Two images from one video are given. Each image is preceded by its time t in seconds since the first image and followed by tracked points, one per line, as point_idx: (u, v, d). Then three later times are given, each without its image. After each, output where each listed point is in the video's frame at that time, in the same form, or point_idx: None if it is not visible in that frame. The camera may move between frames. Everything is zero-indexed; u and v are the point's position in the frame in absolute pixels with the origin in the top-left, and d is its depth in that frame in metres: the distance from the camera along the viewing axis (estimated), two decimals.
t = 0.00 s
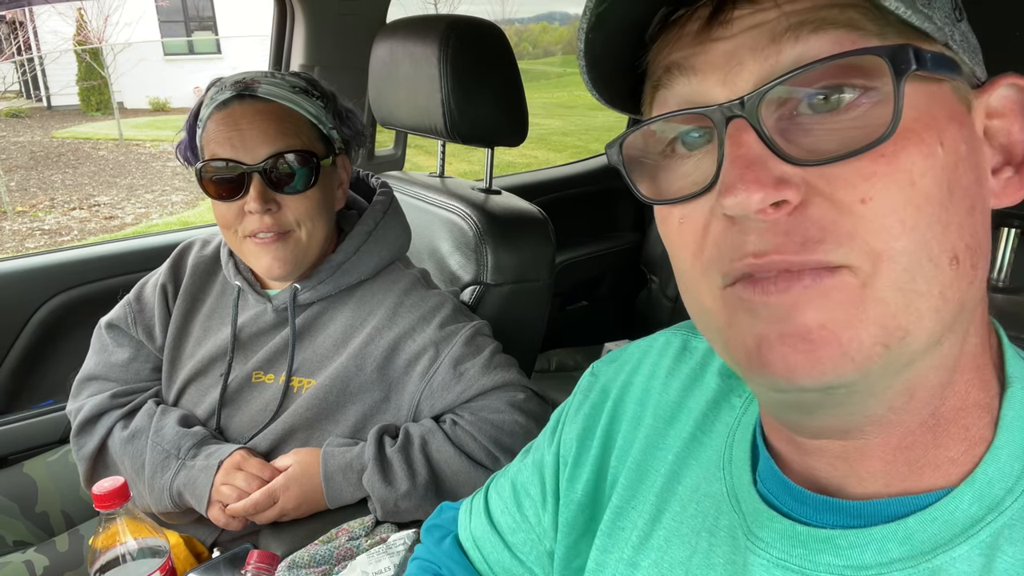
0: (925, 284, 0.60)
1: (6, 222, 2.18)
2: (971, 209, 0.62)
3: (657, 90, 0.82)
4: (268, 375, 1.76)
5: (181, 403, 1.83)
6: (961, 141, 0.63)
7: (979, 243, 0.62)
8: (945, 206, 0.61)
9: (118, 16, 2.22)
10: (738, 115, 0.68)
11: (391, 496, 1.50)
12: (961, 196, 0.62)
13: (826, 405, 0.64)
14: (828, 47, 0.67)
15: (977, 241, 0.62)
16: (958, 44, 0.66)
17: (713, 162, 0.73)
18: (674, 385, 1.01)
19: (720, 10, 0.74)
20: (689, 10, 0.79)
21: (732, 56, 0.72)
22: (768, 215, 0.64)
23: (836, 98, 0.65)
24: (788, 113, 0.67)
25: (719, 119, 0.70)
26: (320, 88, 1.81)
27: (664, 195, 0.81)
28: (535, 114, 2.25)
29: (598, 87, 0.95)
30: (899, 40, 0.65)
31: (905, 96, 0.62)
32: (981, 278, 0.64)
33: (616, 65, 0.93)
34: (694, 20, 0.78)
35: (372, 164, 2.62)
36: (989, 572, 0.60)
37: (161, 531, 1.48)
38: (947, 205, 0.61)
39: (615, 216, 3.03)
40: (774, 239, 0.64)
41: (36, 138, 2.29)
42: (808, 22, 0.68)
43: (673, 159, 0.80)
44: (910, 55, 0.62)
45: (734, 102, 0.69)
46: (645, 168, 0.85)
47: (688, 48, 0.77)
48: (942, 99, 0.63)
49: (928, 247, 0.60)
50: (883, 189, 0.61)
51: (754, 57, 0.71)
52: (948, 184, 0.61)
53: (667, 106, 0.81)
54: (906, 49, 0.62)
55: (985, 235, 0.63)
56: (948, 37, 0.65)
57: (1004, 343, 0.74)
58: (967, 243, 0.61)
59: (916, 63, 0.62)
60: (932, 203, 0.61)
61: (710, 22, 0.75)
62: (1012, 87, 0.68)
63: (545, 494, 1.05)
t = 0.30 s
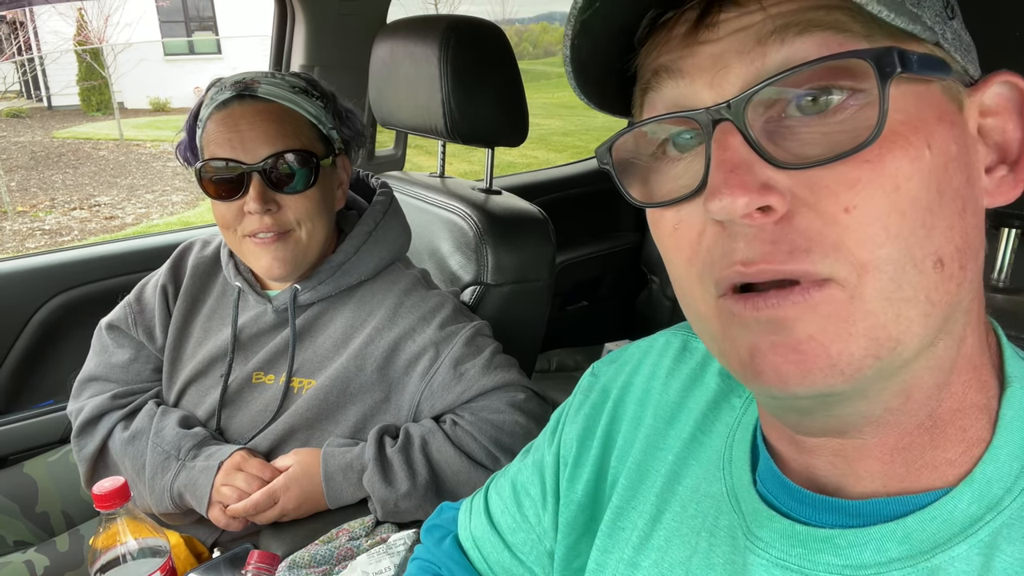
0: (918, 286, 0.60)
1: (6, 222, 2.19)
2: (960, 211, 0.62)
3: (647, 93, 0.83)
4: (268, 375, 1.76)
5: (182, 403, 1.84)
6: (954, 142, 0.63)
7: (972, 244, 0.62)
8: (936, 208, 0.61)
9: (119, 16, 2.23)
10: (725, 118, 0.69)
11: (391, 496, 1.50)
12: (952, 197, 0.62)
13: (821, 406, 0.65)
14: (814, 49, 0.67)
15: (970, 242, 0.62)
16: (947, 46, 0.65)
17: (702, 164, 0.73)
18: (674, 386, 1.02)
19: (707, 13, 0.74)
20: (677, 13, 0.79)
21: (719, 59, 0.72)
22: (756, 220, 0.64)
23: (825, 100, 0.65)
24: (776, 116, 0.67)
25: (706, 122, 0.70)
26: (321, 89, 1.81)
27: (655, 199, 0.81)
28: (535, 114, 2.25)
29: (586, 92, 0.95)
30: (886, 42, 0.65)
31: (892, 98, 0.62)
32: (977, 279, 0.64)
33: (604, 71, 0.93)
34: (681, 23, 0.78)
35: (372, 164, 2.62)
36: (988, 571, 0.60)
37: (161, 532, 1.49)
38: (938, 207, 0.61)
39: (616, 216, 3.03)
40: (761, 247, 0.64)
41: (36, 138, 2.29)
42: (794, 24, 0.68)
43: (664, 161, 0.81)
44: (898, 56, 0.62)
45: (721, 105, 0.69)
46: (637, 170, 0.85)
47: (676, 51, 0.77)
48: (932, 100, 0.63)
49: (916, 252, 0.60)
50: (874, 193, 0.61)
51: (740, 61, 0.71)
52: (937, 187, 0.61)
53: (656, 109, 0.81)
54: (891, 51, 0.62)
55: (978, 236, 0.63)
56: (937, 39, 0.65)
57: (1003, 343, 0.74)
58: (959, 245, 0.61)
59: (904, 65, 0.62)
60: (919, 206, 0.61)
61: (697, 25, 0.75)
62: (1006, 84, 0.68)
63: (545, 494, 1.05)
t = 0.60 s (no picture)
0: (921, 281, 0.60)
1: (6, 223, 2.19)
2: (963, 206, 0.62)
3: (652, 88, 0.83)
4: (268, 375, 1.76)
5: (181, 403, 1.84)
6: (958, 138, 0.63)
7: (973, 240, 0.62)
8: (939, 204, 0.61)
9: (119, 16, 2.23)
10: (729, 113, 0.69)
11: (391, 496, 1.50)
12: (955, 194, 0.61)
13: (822, 403, 0.65)
14: (818, 45, 0.67)
15: (971, 238, 0.62)
16: (951, 43, 0.65)
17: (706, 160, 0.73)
18: (675, 386, 1.01)
19: (710, 10, 0.74)
20: (680, 10, 0.79)
21: (723, 55, 0.72)
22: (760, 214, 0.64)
23: (828, 95, 0.65)
24: (780, 111, 0.67)
25: (710, 118, 0.70)
26: (322, 89, 1.81)
27: (659, 195, 0.81)
28: (536, 113, 2.25)
29: (592, 89, 0.95)
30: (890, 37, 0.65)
31: (897, 93, 0.62)
32: (978, 275, 0.64)
33: (609, 68, 0.93)
34: (685, 20, 0.78)
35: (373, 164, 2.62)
36: (989, 571, 0.60)
37: (161, 532, 1.48)
38: (942, 203, 0.61)
39: (616, 216, 3.03)
40: (764, 238, 0.64)
41: (37, 138, 2.29)
42: (798, 20, 0.68)
43: (668, 157, 0.81)
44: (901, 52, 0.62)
45: (725, 100, 0.69)
46: (640, 167, 0.85)
47: (680, 47, 0.77)
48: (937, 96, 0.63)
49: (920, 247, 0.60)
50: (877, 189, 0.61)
51: (745, 56, 0.71)
52: (941, 182, 0.61)
53: (661, 105, 0.81)
54: (895, 46, 0.62)
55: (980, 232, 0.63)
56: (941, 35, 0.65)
57: (1003, 342, 0.74)
58: (963, 240, 0.61)
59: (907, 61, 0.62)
60: (923, 202, 0.61)
61: (702, 21, 0.75)
62: (1010, 82, 0.68)
63: (546, 494, 1.05)
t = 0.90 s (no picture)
0: (921, 284, 0.60)
1: (6, 222, 2.18)
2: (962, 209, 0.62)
3: (649, 94, 0.83)
4: (268, 373, 1.76)
5: (182, 400, 1.83)
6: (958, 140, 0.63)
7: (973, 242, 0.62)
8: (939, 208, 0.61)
9: (119, 16, 2.24)
10: (727, 118, 0.68)
11: (391, 497, 1.50)
12: (954, 197, 0.61)
13: (821, 407, 0.65)
14: (815, 49, 0.67)
15: (970, 241, 0.62)
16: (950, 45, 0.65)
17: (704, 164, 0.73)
18: (676, 388, 1.01)
19: (708, 15, 0.74)
20: (678, 14, 0.79)
21: (721, 60, 0.72)
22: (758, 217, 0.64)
23: (826, 99, 0.65)
24: (777, 115, 0.67)
25: (708, 122, 0.70)
26: (331, 90, 1.81)
27: (657, 199, 0.81)
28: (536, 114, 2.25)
29: (590, 94, 0.95)
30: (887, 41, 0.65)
31: (893, 97, 0.62)
32: (978, 279, 0.64)
33: (607, 72, 0.93)
34: (683, 24, 0.78)
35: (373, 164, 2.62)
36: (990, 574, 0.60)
37: (161, 531, 1.48)
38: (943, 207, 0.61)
39: (616, 217, 3.03)
40: (763, 242, 0.64)
41: (37, 138, 2.29)
42: (796, 25, 0.68)
43: (667, 161, 0.81)
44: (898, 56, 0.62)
45: (722, 105, 0.68)
46: (639, 171, 0.85)
47: (677, 52, 0.77)
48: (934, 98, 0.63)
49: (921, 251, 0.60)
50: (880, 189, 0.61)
51: (741, 61, 0.71)
52: (939, 186, 0.61)
53: (659, 109, 0.81)
54: (892, 50, 0.62)
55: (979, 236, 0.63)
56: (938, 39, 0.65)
57: (1004, 344, 0.74)
58: (962, 243, 0.61)
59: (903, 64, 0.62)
60: (922, 205, 0.61)
61: (699, 26, 0.75)
62: (1008, 85, 0.68)
63: (546, 496, 1.05)
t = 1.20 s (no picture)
0: (920, 284, 0.60)
1: (7, 222, 2.18)
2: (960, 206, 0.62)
3: (648, 94, 0.83)
4: (270, 373, 1.76)
5: (182, 400, 1.84)
6: (956, 138, 0.63)
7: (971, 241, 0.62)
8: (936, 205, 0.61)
9: (120, 16, 2.24)
10: (725, 116, 0.68)
11: (392, 496, 1.50)
12: (953, 194, 0.61)
13: (821, 405, 0.65)
14: (813, 49, 0.67)
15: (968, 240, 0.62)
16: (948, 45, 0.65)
17: (703, 163, 0.73)
18: (675, 388, 1.01)
19: (707, 16, 0.74)
20: (678, 14, 0.79)
21: (720, 59, 0.72)
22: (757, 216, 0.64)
23: (824, 99, 0.65)
24: (776, 114, 0.67)
25: (706, 121, 0.70)
26: (347, 95, 1.81)
27: (657, 198, 0.81)
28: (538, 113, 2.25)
29: (590, 93, 0.95)
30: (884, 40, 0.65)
31: (892, 96, 0.62)
32: (976, 278, 0.64)
33: (607, 71, 0.93)
34: (683, 23, 0.78)
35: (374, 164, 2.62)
36: (989, 573, 0.60)
37: (162, 531, 1.49)
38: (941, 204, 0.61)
39: (617, 216, 3.04)
40: (762, 241, 0.64)
41: (38, 137, 2.29)
42: (794, 25, 0.68)
43: (666, 161, 0.81)
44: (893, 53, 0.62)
45: (721, 104, 0.69)
46: (638, 171, 0.85)
47: (677, 52, 0.77)
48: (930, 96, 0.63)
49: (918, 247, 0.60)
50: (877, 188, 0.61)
51: (740, 61, 0.71)
52: (938, 185, 0.61)
53: (658, 109, 0.81)
54: (889, 49, 0.62)
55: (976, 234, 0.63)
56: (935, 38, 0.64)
57: (1005, 345, 0.74)
58: (962, 243, 0.61)
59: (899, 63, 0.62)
60: (921, 203, 0.61)
61: (698, 25, 0.75)
62: (1007, 84, 0.68)
63: (546, 495, 1.05)
